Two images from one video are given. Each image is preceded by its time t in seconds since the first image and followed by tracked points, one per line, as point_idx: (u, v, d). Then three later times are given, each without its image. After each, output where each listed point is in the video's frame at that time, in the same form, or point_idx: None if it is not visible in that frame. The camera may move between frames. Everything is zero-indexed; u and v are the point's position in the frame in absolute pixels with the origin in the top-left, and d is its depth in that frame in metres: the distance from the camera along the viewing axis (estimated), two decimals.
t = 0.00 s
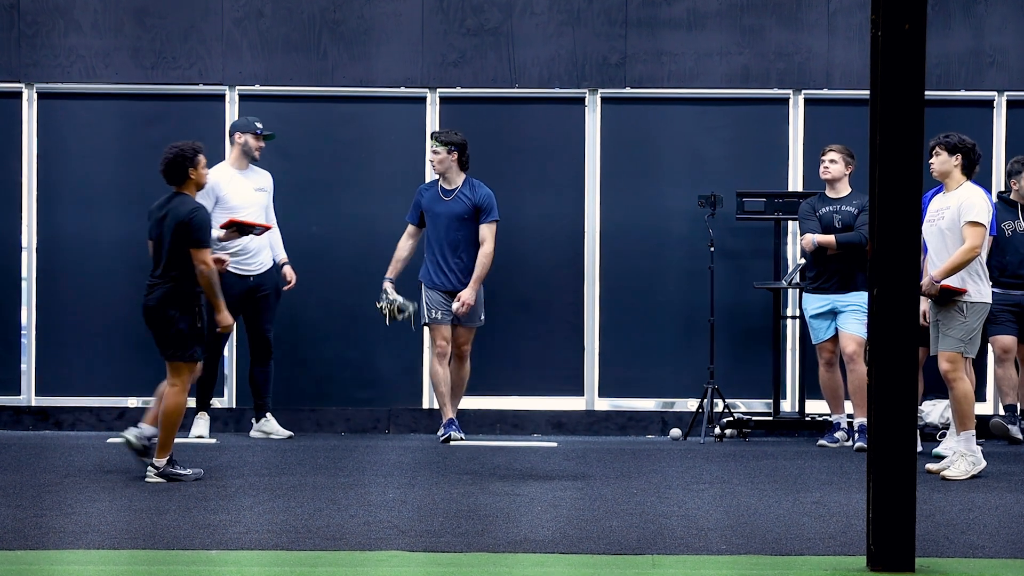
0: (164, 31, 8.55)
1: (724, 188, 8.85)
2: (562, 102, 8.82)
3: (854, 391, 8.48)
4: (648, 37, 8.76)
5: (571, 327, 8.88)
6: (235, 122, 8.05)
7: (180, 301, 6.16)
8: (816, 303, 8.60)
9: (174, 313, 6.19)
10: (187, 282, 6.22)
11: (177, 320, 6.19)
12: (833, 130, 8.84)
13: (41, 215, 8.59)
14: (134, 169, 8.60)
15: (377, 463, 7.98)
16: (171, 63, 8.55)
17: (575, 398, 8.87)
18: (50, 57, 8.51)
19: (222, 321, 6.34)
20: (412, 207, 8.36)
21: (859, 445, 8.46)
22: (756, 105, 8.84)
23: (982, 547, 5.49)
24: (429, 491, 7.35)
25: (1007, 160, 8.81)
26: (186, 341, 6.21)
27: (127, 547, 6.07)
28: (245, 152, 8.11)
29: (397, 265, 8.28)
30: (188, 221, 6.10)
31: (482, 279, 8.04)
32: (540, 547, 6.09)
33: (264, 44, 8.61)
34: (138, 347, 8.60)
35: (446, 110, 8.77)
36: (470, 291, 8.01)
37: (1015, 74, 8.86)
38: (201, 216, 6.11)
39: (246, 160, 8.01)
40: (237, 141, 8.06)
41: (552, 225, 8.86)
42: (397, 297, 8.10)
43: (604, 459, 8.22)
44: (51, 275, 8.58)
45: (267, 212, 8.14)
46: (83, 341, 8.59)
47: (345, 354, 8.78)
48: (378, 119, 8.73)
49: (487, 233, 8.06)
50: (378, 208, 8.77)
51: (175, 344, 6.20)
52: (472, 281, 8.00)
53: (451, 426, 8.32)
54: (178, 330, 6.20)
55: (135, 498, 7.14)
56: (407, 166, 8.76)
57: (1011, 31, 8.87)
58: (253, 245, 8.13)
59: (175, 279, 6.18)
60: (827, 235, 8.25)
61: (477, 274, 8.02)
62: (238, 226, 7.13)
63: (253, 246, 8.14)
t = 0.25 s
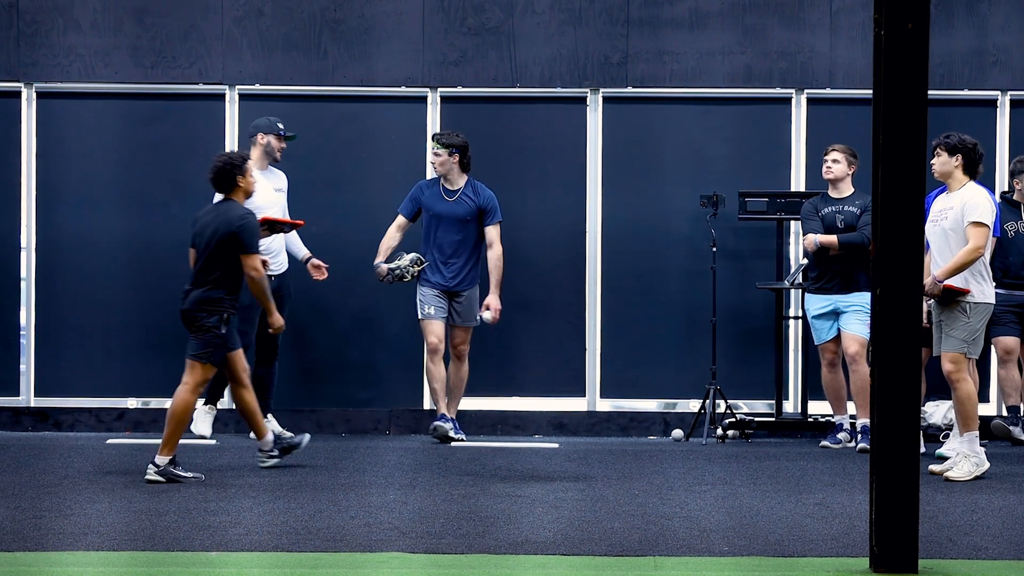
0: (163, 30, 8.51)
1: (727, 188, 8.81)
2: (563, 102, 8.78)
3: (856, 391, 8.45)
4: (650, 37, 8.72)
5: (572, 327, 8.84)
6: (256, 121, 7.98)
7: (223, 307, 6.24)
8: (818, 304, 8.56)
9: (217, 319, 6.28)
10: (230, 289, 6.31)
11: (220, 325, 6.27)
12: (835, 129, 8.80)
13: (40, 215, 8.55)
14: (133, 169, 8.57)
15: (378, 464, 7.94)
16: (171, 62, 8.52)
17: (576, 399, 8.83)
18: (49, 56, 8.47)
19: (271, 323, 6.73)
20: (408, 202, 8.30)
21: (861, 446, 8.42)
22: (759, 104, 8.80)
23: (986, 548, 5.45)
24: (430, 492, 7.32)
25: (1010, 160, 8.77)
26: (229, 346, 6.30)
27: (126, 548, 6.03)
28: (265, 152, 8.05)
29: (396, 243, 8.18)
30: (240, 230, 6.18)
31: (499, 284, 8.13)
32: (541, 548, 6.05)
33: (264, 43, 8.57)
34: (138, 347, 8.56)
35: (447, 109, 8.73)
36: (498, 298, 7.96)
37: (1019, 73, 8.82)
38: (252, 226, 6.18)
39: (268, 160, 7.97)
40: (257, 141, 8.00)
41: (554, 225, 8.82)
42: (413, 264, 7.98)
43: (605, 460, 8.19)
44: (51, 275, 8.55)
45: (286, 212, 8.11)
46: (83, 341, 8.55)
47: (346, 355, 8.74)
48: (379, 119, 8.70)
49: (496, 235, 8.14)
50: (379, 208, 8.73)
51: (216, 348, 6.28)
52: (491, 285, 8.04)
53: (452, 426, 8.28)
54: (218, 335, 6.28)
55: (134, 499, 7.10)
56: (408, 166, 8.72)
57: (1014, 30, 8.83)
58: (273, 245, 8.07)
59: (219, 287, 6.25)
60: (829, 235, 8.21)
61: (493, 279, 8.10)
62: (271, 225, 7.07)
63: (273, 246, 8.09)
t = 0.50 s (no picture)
0: (163, 29, 8.47)
1: (730, 188, 8.76)
2: (565, 101, 8.73)
3: (860, 392, 8.41)
4: (653, 36, 8.67)
5: (574, 328, 8.79)
6: (266, 121, 7.99)
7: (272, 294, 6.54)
8: (821, 304, 8.52)
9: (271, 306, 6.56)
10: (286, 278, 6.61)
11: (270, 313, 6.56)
12: (839, 129, 8.75)
13: (39, 215, 8.51)
14: (133, 169, 8.52)
15: (379, 466, 7.89)
16: (171, 62, 8.47)
17: (578, 400, 8.78)
18: (48, 55, 8.43)
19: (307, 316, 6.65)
20: (405, 201, 8.26)
21: (865, 447, 8.37)
22: (762, 103, 8.75)
23: (991, 550, 5.40)
24: (431, 493, 7.27)
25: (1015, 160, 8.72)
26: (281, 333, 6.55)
27: (126, 550, 5.98)
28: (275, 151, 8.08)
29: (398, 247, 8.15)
30: (287, 215, 6.52)
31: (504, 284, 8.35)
32: (543, 550, 6.00)
33: (265, 42, 8.52)
34: (138, 348, 8.52)
35: (448, 109, 8.68)
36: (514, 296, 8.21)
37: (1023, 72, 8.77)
38: (298, 210, 6.51)
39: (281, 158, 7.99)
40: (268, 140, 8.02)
41: (555, 224, 8.77)
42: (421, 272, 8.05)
43: (608, 461, 8.14)
44: (49, 276, 8.50)
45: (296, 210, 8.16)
46: (82, 342, 8.51)
47: (346, 356, 8.69)
48: (380, 119, 8.65)
49: (495, 234, 8.28)
50: (379, 208, 8.68)
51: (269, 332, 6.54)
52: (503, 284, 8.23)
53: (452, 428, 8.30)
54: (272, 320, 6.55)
55: (134, 501, 7.05)
56: (409, 165, 8.67)
57: (1019, 29, 8.78)
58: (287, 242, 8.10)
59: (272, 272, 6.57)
60: (833, 235, 8.16)
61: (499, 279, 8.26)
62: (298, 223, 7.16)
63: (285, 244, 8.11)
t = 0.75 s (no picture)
0: (163, 28, 8.42)
1: (733, 188, 8.70)
2: (568, 100, 8.67)
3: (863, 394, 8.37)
4: (656, 35, 8.61)
5: (576, 329, 8.73)
6: (273, 120, 7.99)
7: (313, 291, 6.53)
8: (825, 305, 8.48)
9: (318, 301, 6.56)
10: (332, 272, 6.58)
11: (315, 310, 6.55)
12: (843, 128, 8.69)
13: (38, 215, 8.46)
14: (133, 169, 8.47)
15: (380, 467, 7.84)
16: (171, 61, 8.42)
17: (581, 401, 8.73)
18: (47, 55, 8.38)
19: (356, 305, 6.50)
20: (394, 202, 8.20)
21: (869, 449, 8.32)
22: (765, 103, 8.69)
23: (996, 552, 5.34)
24: (433, 495, 7.22)
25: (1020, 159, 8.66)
26: (328, 327, 6.53)
27: (124, 552, 5.93)
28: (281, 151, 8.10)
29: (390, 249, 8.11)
30: (314, 210, 6.50)
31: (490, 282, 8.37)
32: (545, 552, 5.95)
33: (265, 41, 8.47)
34: (138, 349, 8.47)
35: (450, 108, 8.63)
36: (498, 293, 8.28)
37: None
38: (323, 204, 6.47)
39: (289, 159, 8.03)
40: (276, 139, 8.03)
41: (558, 225, 8.71)
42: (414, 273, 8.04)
43: (610, 463, 8.08)
44: (48, 276, 8.45)
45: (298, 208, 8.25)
46: (82, 343, 8.46)
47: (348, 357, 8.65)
48: (381, 118, 8.60)
49: (480, 231, 8.35)
50: (381, 208, 8.63)
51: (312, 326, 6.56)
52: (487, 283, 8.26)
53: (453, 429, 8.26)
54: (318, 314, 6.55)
55: (134, 503, 7.00)
56: (411, 165, 8.62)
57: None
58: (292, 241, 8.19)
59: (314, 266, 6.58)
60: (836, 235, 8.08)
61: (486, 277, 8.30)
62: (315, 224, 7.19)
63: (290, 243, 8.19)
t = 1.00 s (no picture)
0: (163, 27, 8.36)
1: (737, 187, 8.64)
2: (570, 99, 8.61)
3: (869, 395, 8.32)
4: (659, 33, 8.55)
5: (579, 330, 8.67)
6: (278, 119, 7.94)
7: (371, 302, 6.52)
8: (830, 306, 8.43)
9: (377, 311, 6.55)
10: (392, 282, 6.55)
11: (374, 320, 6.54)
12: (848, 127, 8.63)
13: (37, 215, 8.40)
14: (133, 168, 8.41)
15: (382, 469, 7.78)
16: (171, 60, 8.36)
17: (584, 402, 8.67)
18: (46, 53, 8.32)
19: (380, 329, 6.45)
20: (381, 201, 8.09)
21: (874, 451, 8.25)
22: (770, 102, 8.63)
23: (1003, 555, 5.28)
24: (435, 497, 7.16)
25: None
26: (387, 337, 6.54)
27: (124, 555, 5.87)
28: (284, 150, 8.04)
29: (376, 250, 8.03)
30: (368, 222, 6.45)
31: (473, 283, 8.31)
32: (547, 555, 5.89)
33: (265, 40, 8.41)
34: (137, 350, 8.41)
35: (452, 107, 8.56)
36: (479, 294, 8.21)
37: None
38: (375, 219, 6.43)
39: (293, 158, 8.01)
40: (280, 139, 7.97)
41: (561, 225, 8.65)
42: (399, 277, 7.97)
43: (614, 465, 8.02)
44: (48, 277, 8.39)
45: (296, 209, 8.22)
46: (81, 344, 8.40)
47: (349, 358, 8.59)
48: (382, 117, 8.54)
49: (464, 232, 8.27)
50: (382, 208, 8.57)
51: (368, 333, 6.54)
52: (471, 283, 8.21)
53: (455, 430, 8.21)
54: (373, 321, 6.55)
55: (133, 506, 6.95)
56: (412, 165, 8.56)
57: None
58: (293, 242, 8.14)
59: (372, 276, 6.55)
60: (841, 236, 8.03)
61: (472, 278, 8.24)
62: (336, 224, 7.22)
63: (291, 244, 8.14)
